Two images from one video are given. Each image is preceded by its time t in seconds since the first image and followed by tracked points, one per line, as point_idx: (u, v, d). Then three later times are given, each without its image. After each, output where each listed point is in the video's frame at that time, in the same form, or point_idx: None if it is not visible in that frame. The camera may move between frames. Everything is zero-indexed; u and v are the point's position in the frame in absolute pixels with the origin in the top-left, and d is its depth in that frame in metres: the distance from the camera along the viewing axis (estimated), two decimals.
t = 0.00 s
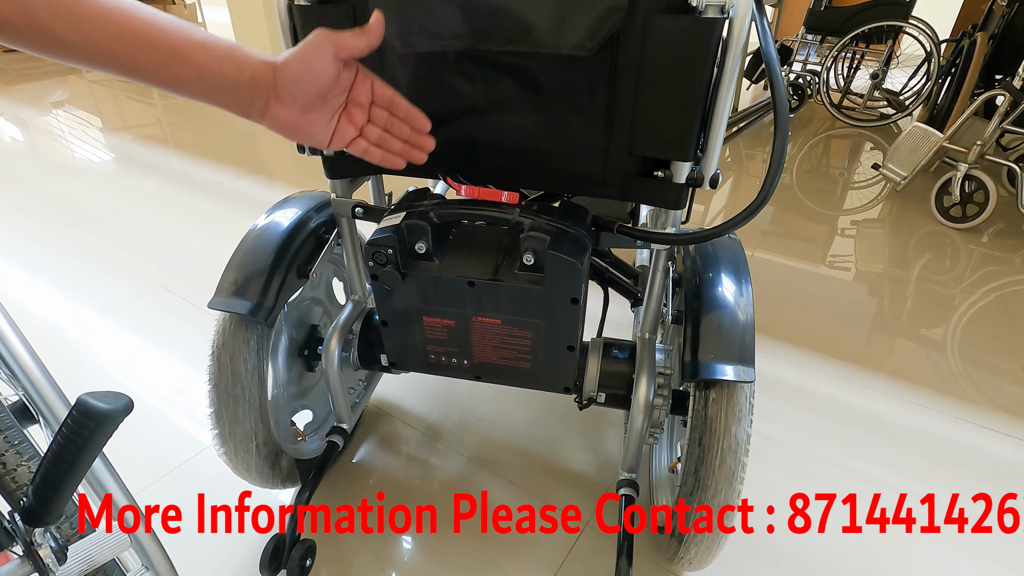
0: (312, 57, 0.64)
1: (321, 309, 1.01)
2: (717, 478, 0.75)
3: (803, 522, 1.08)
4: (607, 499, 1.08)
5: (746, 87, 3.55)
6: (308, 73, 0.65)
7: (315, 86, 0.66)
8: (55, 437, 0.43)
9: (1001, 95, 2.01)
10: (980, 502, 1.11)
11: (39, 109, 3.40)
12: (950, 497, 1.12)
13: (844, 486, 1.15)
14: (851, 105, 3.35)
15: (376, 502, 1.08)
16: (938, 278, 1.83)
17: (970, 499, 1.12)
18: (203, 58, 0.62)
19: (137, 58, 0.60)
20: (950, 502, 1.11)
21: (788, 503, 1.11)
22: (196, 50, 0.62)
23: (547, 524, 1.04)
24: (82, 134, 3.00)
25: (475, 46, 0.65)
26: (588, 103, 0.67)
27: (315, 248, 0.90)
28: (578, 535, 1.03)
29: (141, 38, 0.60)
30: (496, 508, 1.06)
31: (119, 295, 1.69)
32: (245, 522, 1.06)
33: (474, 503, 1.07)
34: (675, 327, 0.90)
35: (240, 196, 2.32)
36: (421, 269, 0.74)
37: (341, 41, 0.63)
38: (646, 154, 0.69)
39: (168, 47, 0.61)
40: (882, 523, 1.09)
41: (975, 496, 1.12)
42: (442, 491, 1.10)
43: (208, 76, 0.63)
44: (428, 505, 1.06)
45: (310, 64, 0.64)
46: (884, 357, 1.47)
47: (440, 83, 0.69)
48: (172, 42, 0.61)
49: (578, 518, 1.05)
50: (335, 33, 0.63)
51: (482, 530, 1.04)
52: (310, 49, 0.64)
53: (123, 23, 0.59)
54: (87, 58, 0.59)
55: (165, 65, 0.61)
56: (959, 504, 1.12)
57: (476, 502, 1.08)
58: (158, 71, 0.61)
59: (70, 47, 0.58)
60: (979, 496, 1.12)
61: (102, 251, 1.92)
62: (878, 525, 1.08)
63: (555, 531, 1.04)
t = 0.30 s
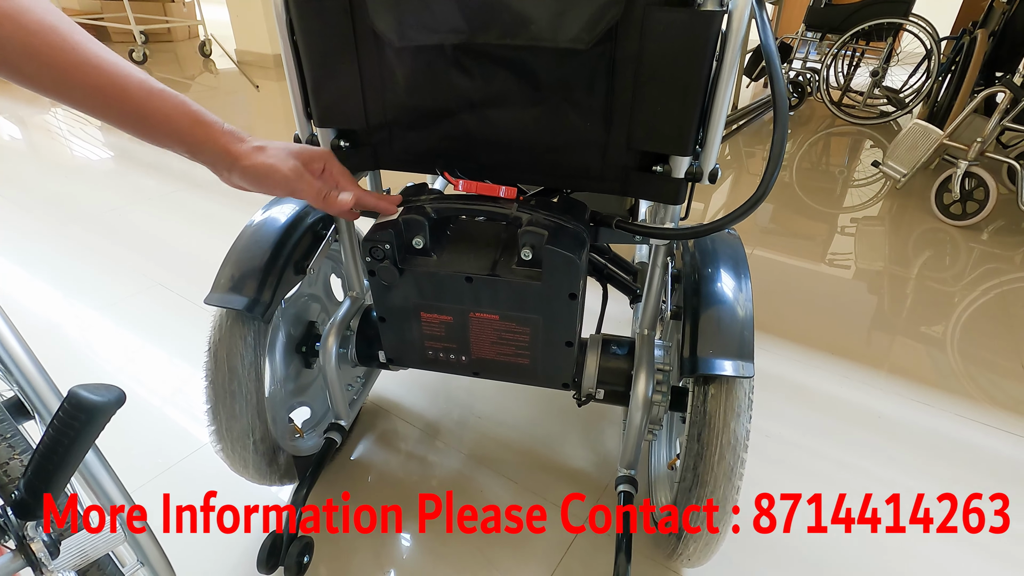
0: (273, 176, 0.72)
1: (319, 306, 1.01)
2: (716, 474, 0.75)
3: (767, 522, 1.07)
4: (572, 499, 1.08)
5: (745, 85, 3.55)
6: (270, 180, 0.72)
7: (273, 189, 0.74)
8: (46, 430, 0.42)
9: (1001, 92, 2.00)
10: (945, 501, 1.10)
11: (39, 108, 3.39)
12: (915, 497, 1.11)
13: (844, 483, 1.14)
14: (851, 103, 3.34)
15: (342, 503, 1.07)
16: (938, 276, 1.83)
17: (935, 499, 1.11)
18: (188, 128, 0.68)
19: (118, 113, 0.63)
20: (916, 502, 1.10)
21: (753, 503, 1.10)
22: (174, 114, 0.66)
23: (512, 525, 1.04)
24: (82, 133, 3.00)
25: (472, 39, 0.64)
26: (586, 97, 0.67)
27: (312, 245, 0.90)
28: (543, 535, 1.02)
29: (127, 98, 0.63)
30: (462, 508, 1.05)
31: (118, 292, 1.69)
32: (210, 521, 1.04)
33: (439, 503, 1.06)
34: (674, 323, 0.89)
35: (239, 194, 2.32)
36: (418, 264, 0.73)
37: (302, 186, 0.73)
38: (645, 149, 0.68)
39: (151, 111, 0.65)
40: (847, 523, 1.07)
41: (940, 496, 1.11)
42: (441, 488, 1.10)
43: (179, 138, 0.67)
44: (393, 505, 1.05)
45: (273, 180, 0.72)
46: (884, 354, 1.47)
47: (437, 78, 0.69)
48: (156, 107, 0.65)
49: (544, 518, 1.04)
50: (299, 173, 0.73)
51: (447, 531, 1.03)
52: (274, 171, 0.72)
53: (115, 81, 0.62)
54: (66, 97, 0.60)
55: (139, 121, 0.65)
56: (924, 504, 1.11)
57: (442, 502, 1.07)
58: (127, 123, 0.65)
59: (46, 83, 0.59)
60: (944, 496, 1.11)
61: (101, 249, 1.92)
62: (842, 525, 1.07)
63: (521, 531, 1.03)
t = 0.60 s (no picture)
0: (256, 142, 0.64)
1: (317, 303, 1.01)
2: (715, 472, 0.74)
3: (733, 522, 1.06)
4: (537, 499, 1.07)
5: (745, 83, 3.54)
6: (254, 143, 0.63)
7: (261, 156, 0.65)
8: (38, 427, 0.42)
9: (1002, 89, 1.99)
10: (910, 501, 1.10)
11: (38, 105, 3.39)
12: (881, 497, 1.11)
13: (844, 481, 1.14)
14: (851, 101, 3.34)
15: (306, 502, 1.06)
16: (938, 274, 1.82)
17: (900, 499, 1.11)
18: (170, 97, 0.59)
19: (96, 84, 0.56)
20: (881, 502, 1.10)
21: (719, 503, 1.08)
22: (153, 76, 0.58)
23: (478, 524, 1.03)
24: (81, 130, 2.99)
25: (470, 34, 0.64)
26: (585, 92, 0.66)
27: (310, 242, 0.89)
28: (508, 535, 1.02)
29: (103, 67, 0.55)
30: (428, 508, 1.04)
31: (117, 290, 1.68)
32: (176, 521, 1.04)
33: (405, 503, 1.05)
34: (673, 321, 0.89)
35: (239, 192, 2.31)
36: (415, 261, 0.73)
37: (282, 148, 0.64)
38: (644, 144, 0.68)
39: (130, 80, 0.57)
40: (813, 523, 1.06)
41: (906, 496, 1.10)
42: (440, 486, 1.10)
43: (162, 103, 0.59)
44: (359, 506, 1.04)
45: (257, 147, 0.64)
46: (884, 352, 1.47)
47: (435, 73, 0.68)
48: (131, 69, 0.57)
49: (509, 517, 1.04)
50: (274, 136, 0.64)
51: (412, 531, 1.02)
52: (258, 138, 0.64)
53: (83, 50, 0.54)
54: (46, 73, 0.53)
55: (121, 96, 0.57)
56: (889, 504, 1.10)
57: (408, 502, 1.06)
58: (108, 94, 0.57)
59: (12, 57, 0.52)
60: (909, 496, 1.10)
61: (100, 247, 1.92)
62: (808, 525, 1.06)
63: (486, 531, 1.02)
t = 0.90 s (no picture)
0: None
1: (316, 299, 1.00)
2: (715, 467, 0.74)
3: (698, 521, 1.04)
4: (503, 499, 1.06)
5: (746, 80, 3.53)
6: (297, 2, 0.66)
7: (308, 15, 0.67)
8: (33, 419, 0.42)
9: (1003, 85, 1.98)
10: (875, 501, 1.09)
11: (37, 103, 3.38)
12: (846, 498, 1.10)
13: (844, 477, 1.14)
14: (852, 98, 3.33)
15: (272, 502, 1.06)
16: (938, 271, 1.82)
17: (865, 499, 1.10)
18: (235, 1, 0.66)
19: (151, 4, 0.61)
20: (846, 502, 1.09)
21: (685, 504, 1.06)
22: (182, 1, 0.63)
23: (444, 525, 1.02)
24: (80, 128, 2.99)
25: (469, 27, 0.64)
26: (584, 85, 0.66)
27: (308, 237, 0.89)
28: (472, 535, 1.01)
29: None
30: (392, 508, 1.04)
31: (117, 288, 1.68)
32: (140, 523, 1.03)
33: (370, 503, 1.05)
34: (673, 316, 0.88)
35: (239, 189, 2.31)
36: (414, 255, 0.72)
37: None
38: (644, 138, 0.67)
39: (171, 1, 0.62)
40: (778, 523, 1.05)
41: (870, 496, 1.09)
42: (440, 482, 1.10)
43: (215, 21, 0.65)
44: (324, 506, 1.04)
45: None
46: (884, 349, 1.46)
47: (434, 67, 0.68)
48: None
49: (474, 518, 1.03)
50: None
51: (377, 531, 1.01)
52: None
53: None
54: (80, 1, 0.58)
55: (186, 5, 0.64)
56: (854, 504, 1.09)
57: (373, 502, 1.06)
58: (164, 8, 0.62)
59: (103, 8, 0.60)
60: (874, 496, 1.09)
61: (99, 244, 1.91)
62: (774, 525, 1.05)
63: (450, 531, 1.02)
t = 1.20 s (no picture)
0: None
1: (314, 296, 1.00)
2: (713, 465, 0.74)
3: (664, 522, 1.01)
4: (469, 498, 1.06)
5: (747, 76, 3.52)
6: None
7: None
8: (24, 417, 0.41)
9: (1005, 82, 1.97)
10: (841, 501, 1.08)
11: (37, 99, 3.38)
12: (811, 497, 1.09)
13: (844, 475, 1.14)
14: (852, 95, 3.32)
15: (238, 502, 1.06)
16: (938, 269, 1.81)
17: (831, 499, 1.09)
18: None
19: None
20: (812, 502, 1.08)
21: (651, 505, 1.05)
22: None
23: (410, 524, 1.02)
24: (80, 124, 2.98)
25: (467, 22, 0.63)
26: (583, 81, 0.65)
27: (306, 234, 0.89)
28: (438, 535, 1.00)
29: None
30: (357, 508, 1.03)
31: (116, 285, 1.68)
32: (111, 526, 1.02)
33: (336, 502, 1.04)
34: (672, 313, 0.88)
35: (238, 186, 2.30)
36: (412, 253, 0.72)
37: None
38: (643, 135, 0.67)
39: None
40: (744, 523, 1.04)
41: (836, 495, 1.08)
42: (439, 480, 1.09)
43: None
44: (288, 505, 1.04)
45: None
46: (885, 347, 1.46)
47: (432, 63, 0.68)
48: None
49: (440, 518, 1.02)
50: None
51: (342, 531, 1.01)
52: None
53: None
54: None
55: None
56: (820, 504, 1.09)
57: (339, 502, 1.05)
58: None
59: None
60: (840, 495, 1.08)
61: (98, 241, 1.91)
62: (739, 525, 1.04)
63: (415, 531, 1.01)
